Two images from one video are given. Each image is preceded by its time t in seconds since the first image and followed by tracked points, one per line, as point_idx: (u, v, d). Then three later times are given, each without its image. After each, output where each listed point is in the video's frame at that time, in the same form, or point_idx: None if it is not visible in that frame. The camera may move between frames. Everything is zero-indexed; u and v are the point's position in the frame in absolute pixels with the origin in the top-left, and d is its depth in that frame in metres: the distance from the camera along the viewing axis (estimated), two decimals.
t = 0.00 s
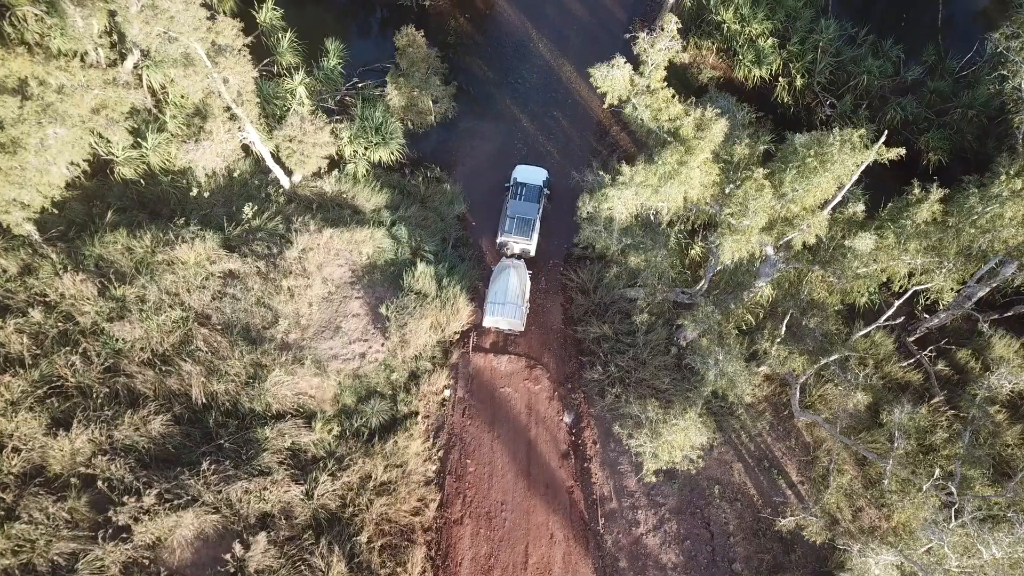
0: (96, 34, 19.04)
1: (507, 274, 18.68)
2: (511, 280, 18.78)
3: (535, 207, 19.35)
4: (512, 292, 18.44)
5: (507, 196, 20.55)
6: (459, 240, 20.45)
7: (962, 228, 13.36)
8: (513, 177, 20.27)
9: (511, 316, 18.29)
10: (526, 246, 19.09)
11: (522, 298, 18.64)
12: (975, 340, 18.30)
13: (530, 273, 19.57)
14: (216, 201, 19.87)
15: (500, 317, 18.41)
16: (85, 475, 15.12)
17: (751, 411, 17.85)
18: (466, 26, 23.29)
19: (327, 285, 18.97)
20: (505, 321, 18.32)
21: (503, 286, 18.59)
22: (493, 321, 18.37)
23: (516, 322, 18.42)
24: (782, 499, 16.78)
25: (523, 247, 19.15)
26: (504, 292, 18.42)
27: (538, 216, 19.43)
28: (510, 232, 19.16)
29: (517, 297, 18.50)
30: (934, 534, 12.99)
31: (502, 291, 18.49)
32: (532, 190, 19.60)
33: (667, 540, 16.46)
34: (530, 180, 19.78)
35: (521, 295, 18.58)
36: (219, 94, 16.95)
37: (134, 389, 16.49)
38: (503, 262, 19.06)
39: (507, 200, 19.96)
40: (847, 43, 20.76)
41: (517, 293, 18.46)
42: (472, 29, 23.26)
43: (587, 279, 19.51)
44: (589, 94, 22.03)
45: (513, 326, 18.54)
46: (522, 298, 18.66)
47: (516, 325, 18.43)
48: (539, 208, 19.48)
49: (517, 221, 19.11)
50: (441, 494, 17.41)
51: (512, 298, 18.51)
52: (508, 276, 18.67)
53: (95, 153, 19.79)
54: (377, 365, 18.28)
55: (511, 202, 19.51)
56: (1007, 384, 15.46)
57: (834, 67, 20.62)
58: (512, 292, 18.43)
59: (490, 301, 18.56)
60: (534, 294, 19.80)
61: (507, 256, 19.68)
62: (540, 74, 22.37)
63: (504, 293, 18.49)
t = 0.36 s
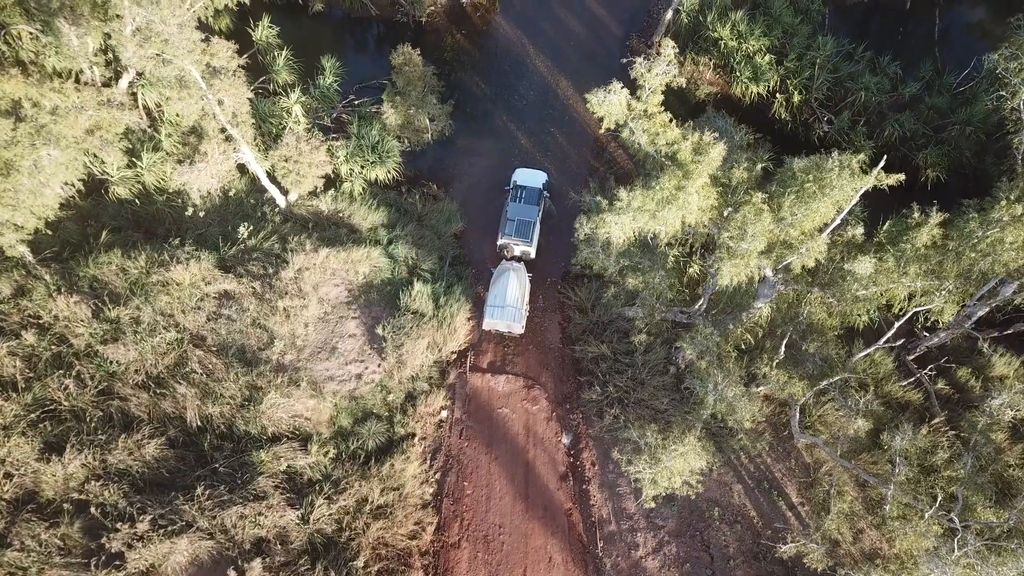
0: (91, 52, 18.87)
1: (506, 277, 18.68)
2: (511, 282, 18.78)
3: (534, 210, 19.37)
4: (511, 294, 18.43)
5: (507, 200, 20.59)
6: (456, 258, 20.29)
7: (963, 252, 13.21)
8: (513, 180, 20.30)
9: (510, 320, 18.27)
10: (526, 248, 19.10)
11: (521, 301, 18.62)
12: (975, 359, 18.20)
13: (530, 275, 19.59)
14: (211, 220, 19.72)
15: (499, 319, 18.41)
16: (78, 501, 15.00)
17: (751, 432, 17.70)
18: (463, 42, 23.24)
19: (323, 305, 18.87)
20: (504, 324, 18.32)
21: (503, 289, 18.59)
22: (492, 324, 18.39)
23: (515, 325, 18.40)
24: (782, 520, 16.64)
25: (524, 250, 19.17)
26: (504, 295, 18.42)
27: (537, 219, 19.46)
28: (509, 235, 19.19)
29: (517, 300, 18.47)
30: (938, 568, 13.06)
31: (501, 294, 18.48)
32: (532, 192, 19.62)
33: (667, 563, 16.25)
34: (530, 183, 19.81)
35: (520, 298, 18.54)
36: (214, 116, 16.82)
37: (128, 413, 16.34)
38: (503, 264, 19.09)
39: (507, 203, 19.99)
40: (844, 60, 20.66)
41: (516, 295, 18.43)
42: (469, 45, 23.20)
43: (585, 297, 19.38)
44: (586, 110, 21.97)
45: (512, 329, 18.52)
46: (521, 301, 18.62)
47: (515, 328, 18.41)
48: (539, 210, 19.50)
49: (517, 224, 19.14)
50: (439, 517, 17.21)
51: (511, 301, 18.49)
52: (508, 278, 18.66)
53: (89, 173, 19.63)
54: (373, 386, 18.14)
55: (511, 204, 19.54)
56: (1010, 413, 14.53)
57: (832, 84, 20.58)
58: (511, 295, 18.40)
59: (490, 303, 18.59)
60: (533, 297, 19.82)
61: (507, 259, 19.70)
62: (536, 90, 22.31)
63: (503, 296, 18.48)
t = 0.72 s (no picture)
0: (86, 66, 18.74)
1: (510, 276, 18.60)
2: (514, 281, 18.70)
3: (535, 208, 19.36)
4: (516, 294, 18.36)
5: (507, 199, 20.55)
6: (453, 273, 20.14)
7: (963, 272, 13.10)
8: (514, 179, 20.28)
9: (514, 319, 18.29)
10: (527, 246, 19.12)
11: (525, 300, 18.61)
12: (975, 373, 18.09)
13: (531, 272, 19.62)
14: (207, 236, 19.55)
15: (503, 318, 18.41)
16: (72, 522, 14.86)
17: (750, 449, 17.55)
18: (460, 55, 23.14)
19: (319, 321, 18.73)
20: (507, 324, 18.32)
21: (507, 288, 18.52)
22: (495, 323, 18.40)
23: (519, 325, 18.41)
24: (782, 539, 16.51)
25: (524, 247, 19.20)
26: (508, 294, 18.38)
27: (538, 217, 19.46)
28: (510, 233, 19.19)
29: (521, 300, 18.42)
30: None
31: (505, 293, 18.41)
32: (533, 190, 19.59)
33: None
34: (530, 182, 19.77)
35: (524, 298, 18.50)
36: (209, 133, 16.67)
37: (123, 432, 16.17)
38: (507, 263, 19.02)
39: (508, 202, 19.98)
40: (843, 73, 20.53)
41: (520, 295, 18.38)
42: (466, 57, 23.11)
43: (583, 312, 19.21)
44: (583, 123, 21.85)
45: (515, 329, 18.54)
46: (524, 300, 18.59)
47: (518, 328, 18.43)
48: (540, 208, 19.49)
49: (518, 222, 19.12)
50: (436, 536, 17.08)
51: (515, 300, 18.44)
52: (511, 278, 18.59)
53: (83, 188, 19.42)
54: (370, 404, 17.98)
55: (512, 203, 19.53)
56: (1013, 435, 14.32)
57: (830, 96, 20.49)
58: (515, 294, 18.36)
59: (494, 302, 18.55)
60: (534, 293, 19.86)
61: (509, 257, 19.74)
62: (534, 102, 22.20)
63: (507, 295, 18.41)
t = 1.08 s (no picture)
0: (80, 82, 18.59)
1: (509, 273, 18.73)
2: (514, 277, 18.83)
3: (534, 205, 19.47)
4: (515, 290, 18.50)
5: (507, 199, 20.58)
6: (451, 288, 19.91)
7: (965, 291, 12.97)
8: (514, 177, 20.35)
9: (513, 315, 18.42)
10: (526, 243, 19.21)
11: (524, 297, 18.75)
12: (976, 389, 17.95)
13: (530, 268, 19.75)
14: (201, 253, 19.37)
15: (502, 314, 18.53)
16: (65, 547, 14.77)
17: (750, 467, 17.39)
18: (456, 68, 23.05)
19: (315, 339, 18.56)
20: (506, 320, 18.44)
21: (506, 284, 18.64)
22: (494, 319, 18.50)
23: (518, 321, 18.54)
24: (783, 558, 16.36)
25: (524, 244, 19.27)
26: (507, 290, 18.49)
27: (537, 215, 19.55)
28: (509, 230, 19.25)
29: (520, 297, 18.56)
30: None
31: (505, 289, 18.53)
32: (532, 187, 19.71)
33: None
34: (530, 179, 19.89)
35: (523, 294, 18.64)
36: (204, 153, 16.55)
37: (117, 454, 15.96)
38: (506, 259, 19.17)
39: (507, 200, 20.05)
40: (841, 85, 20.42)
41: (519, 291, 18.51)
42: (462, 71, 23.02)
43: (581, 328, 19.06)
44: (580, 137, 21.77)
45: (514, 324, 18.68)
46: (523, 296, 18.73)
47: (516, 324, 18.57)
48: (539, 206, 19.61)
49: (517, 219, 19.21)
50: (434, 557, 16.87)
51: (514, 296, 18.58)
52: (511, 274, 18.74)
53: (77, 206, 19.21)
54: (366, 423, 17.81)
55: (511, 201, 19.61)
56: (1017, 459, 14.12)
57: (828, 109, 20.41)
58: (514, 290, 18.47)
59: (493, 298, 18.67)
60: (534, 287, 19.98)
61: (510, 252, 19.89)
62: (530, 116, 22.10)
63: (506, 291, 18.53)
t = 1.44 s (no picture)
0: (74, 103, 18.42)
1: (512, 271, 18.96)
2: (516, 276, 19.06)
3: (534, 204, 19.72)
4: (518, 288, 18.69)
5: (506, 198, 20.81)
6: (448, 308, 19.71)
7: (968, 316, 12.80)
8: (514, 176, 20.66)
9: (516, 313, 18.60)
10: (526, 242, 19.36)
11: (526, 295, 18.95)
12: (978, 408, 17.77)
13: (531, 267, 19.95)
14: (196, 275, 19.21)
15: (505, 312, 18.73)
16: None
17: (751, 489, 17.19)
18: (452, 85, 22.99)
19: (311, 362, 18.37)
20: (510, 317, 18.61)
21: (509, 282, 18.85)
22: (497, 317, 18.68)
23: (520, 319, 18.70)
24: None
25: (524, 243, 19.47)
26: (510, 288, 18.71)
27: (537, 214, 19.78)
28: (510, 229, 19.44)
29: (522, 294, 18.77)
30: None
31: (507, 287, 18.75)
32: (532, 187, 19.99)
33: None
34: (530, 179, 20.19)
35: (525, 292, 18.86)
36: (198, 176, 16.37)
37: (110, 481, 15.69)
38: (507, 259, 19.43)
39: (507, 199, 20.26)
40: (839, 102, 20.34)
41: (522, 288, 18.72)
42: (458, 89, 22.95)
43: (580, 349, 18.88)
44: (578, 154, 21.68)
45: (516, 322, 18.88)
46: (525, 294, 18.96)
47: (520, 321, 18.73)
48: (539, 204, 19.88)
49: (518, 218, 19.40)
50: None
51: (516, 294, 18.79)
52: (513, 272, 18.96)
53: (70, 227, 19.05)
54: (363, 447, 17.59)
55: (511, 200, 19.81)
56: None
57: (825, 126, 20.33)
58: (517, 288, 18.69)
59: (495, 296, 18.87)
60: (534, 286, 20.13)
61: (510, 251, 20.09)
62: (527, 133, 22.01)
63: (509, 288, 18.75)
